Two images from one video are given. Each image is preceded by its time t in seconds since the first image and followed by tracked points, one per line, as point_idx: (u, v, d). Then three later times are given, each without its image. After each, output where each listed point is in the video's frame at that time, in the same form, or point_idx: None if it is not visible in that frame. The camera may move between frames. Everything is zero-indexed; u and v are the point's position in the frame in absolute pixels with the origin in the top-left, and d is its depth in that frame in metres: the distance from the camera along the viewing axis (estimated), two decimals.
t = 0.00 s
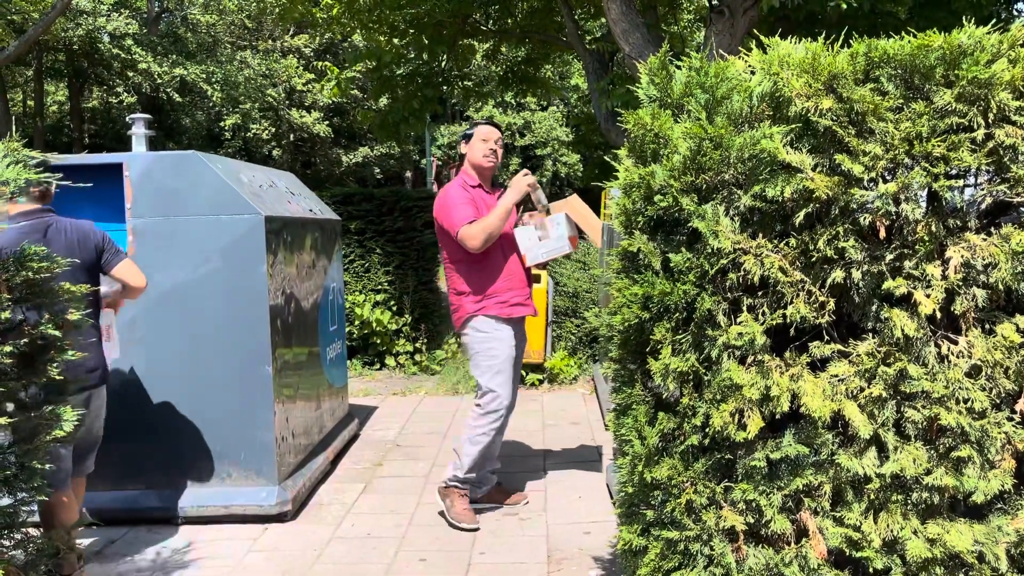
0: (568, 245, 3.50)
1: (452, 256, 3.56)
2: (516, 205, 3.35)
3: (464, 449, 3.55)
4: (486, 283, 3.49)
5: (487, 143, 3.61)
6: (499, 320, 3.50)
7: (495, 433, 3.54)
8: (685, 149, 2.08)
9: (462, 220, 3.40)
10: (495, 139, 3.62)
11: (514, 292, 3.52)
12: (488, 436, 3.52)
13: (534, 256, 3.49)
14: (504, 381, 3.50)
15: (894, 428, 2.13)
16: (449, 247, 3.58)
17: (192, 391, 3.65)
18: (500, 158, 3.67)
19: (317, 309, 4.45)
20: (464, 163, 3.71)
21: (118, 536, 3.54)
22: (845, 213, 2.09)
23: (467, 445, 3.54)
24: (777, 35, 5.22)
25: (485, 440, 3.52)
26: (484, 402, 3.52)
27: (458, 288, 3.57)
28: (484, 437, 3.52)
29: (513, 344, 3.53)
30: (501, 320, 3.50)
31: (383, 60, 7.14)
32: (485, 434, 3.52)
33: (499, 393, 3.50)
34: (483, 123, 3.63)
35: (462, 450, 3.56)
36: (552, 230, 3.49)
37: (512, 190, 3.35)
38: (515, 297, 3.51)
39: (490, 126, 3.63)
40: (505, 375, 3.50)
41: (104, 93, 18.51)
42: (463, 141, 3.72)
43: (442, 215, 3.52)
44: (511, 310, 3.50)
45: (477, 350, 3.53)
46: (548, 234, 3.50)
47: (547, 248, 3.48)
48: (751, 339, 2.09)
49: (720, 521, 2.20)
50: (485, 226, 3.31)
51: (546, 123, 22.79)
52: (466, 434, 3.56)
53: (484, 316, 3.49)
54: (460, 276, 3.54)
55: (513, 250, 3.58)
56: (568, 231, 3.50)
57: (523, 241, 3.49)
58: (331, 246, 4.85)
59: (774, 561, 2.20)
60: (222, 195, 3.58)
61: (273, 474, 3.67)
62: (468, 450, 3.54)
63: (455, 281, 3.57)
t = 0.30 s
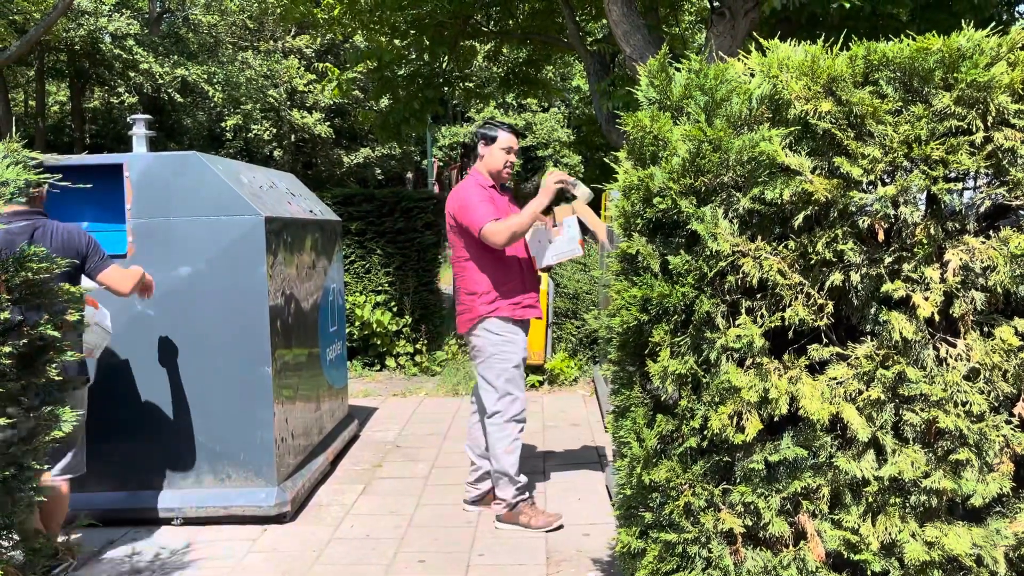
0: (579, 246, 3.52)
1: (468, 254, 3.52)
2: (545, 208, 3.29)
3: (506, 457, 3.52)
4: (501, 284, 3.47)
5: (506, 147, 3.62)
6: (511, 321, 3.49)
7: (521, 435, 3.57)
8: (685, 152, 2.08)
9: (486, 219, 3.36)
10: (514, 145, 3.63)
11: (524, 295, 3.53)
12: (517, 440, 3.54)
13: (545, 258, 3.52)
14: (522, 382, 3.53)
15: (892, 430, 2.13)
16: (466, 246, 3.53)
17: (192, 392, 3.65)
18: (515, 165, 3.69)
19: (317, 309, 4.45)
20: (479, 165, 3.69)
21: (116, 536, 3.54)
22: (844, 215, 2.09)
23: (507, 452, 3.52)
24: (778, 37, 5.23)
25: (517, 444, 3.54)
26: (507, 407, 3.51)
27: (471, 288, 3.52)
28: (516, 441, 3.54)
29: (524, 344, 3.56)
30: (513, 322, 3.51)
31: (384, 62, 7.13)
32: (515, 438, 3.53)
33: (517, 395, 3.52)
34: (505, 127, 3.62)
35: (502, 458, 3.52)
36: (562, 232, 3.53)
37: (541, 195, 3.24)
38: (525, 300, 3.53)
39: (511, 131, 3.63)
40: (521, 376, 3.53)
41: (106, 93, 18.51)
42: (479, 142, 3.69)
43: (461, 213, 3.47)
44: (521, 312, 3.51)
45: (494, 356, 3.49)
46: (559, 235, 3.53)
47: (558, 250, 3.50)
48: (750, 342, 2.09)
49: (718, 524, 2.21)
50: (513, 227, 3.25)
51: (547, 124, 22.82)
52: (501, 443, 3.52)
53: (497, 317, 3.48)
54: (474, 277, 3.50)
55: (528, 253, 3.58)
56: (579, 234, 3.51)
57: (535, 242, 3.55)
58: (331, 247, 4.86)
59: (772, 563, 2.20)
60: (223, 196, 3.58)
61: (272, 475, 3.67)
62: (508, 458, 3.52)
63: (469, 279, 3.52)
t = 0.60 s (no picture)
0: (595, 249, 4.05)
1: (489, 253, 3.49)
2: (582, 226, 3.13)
3: (505, 462, 3.52)
4: (518, 284, 3.47)
5: (511, 145, 3.63)
6: (523, 321, 3.51)
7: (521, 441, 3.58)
8: (683, 153, 2.08)
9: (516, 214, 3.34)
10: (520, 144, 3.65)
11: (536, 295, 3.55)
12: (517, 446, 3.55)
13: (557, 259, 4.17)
14: (526, 389, 3.54)
15: (890, 432, 2.13)
16: (486, 244, 3.51)
17: (192, 392, 3.64)
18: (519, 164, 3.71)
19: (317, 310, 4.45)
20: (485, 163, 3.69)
21: (115, 536, 3.54)
22: (843, 217, 2.09)
23: (506, 457, 3.52)
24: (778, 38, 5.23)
25: (517, 450, 3.56)
26: (509, 412, 3.52)
27: (491, 287, 3.49)
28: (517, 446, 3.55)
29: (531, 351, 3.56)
30: (520, 325, 3.51)
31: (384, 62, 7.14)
32: (515, 444, 3.55)
33: (522, 401, 3.53)
34: (514, 125, 3.63)
35: (502, 463, 3.51)
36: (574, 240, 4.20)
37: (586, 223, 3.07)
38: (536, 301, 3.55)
39: (516, 127, 3.64)
40: (526, 383, 3.54)
41: (106, 93, 18.52)
42: (483, 140, 3.70)
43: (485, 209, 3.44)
44: (534, 314, 3.53)
45: (502, 360, 3.49)
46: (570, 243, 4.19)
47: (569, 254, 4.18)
48: (748, 343, 2.09)
49: (716, 525, 2.21)
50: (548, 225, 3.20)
51: (548, 125, 22.86)
52: (501, 447, 3.53)
53: (514, 318, 3.48)
54: (496, 275, 3.49)
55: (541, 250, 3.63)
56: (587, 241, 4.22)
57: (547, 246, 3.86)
58: (331, 247, 4.86)
59: (770, 565, 2.20)
60: (223, 196, 3.58)
61: (272, 475, 3.67)
62: (509, 463, 3.52)
63: (489, 278, 3.50)
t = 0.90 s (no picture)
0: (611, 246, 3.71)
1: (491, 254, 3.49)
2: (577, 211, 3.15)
3: (506, 462, 3.51)
4: (519, 284, 3.48)
5: (511, 146, 3.62)
6: (527, 322, 3.52)
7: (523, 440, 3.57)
8: (683, 155, 2.08)
9: (518, 213, 3.35)
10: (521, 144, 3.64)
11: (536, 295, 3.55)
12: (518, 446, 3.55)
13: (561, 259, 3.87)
14: (528, 390, 3.54)
15: (890, 433, 2.13)
16: (489, 245, 3.51)
17: (192, 392, 3.64)
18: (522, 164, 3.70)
19: (317, 310, 4.45)
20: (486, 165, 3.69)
21: (114, 537, 3.54)
22: (843, 218, 2.09)
23: (507, 457, 3.52)
24: (778, 40, 5.24)
25: (518, 451, 3.56)
26: (511, 413, 3.52)
27: (494, 287, 3.50)
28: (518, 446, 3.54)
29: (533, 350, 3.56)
30: (521, 325, 3.51)
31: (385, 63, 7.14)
32: (516, 445, 3.55)
33: (524, 401, 3.53)
34: (514, 125, 3.62)
35: (503, 463, 3.51)
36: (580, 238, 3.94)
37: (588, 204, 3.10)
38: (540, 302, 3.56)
39: (517, 128, 3.64)
40: (528, 384, 3.53)
41: (107, 93, 18.54)
42: (484, 142, 3.69)
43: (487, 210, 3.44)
44: (537, 314, 3.55)
45: (505, 360, 3.48)
46: (576, 242, 3.93)
47: (574, 255, 3.89)
48: (748, 344, 2.08)
49: (716, 526, 2.21)
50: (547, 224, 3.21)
51: (549, 126, 22.90)
52: (502, 447, 3.53)
53: (518, 319, 3.48)
54: (498, 276, 3.49)
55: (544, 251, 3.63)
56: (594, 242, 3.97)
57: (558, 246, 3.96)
58: (332, 248, 4.87)
59: (770, 566, 2.20)
60: (224, 196, 3.59)
61: (272, 475, 3.67)
62: (509, 464, 3.52)
63: (491, 279, 3.51)
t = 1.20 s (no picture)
0: (609, 235, 2.90)
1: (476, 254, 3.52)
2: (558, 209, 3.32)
3: (503, 462, 3.52)
4: (508, 283, 3.48)
5: (501, 148, 3.62)
6: (518, 321, 3.50)
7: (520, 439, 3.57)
8: (684, 156, 2.09)
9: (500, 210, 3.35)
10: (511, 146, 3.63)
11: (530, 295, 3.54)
12: (515, 445, 3.54)
13: (551, 261, 3.35)
14: (523, 388, 3.54)
15: (891, 434, 2.13)
16: (476, 246, 3.52)
17: (192, 392, 3.64)
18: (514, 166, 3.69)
19: (317, 310, 4.45)
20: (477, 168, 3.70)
21: (115, 537, 3.55)
22: (843, 219, 2.09)
23: (504, 457, 3.52)
24: (779, 41, 5.24)
25: (515, 449, 3.56)
26: (506, 413, 3.52)
27: (481, 287, 3.51)
28: (514, 445, 3.54)
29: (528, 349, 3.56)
30: (515, 323, 3.50)
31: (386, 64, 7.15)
32: (514, 444, 3.55)
33: (519, 400, 3.53)
34: (502, 128, 3.62)
35: (500, 463, 3.52)
36: (568, 234, 3.31)
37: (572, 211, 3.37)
38: (532, 301, 3.53)
39: (506, 131, 3.63)
40: (522, 383, 3.53)
41: (109, 93, 18.59)
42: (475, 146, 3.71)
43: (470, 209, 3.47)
44: (529, 312, 3.50)
45: (497, 360, 3.49)
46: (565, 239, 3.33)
47: (564, 254, 3.32)
48: (748, 345, 2.08)
49: (716, 527, 2.21)
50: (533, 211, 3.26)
51: (550, 127, 22.91)
52: (499, 447, 3.53)
53: (506, 317, 3.47)
54: (485, 275, 3.50)
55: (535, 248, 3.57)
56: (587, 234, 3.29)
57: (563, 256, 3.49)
58: (332, 248, 4.86)
59: (770, 567, 2.20)
60: (225, 196, 3.59)
61: (272, 475, 3.67)
62: (507, 463, 3.52)
63: (478, 279, 3.52)
